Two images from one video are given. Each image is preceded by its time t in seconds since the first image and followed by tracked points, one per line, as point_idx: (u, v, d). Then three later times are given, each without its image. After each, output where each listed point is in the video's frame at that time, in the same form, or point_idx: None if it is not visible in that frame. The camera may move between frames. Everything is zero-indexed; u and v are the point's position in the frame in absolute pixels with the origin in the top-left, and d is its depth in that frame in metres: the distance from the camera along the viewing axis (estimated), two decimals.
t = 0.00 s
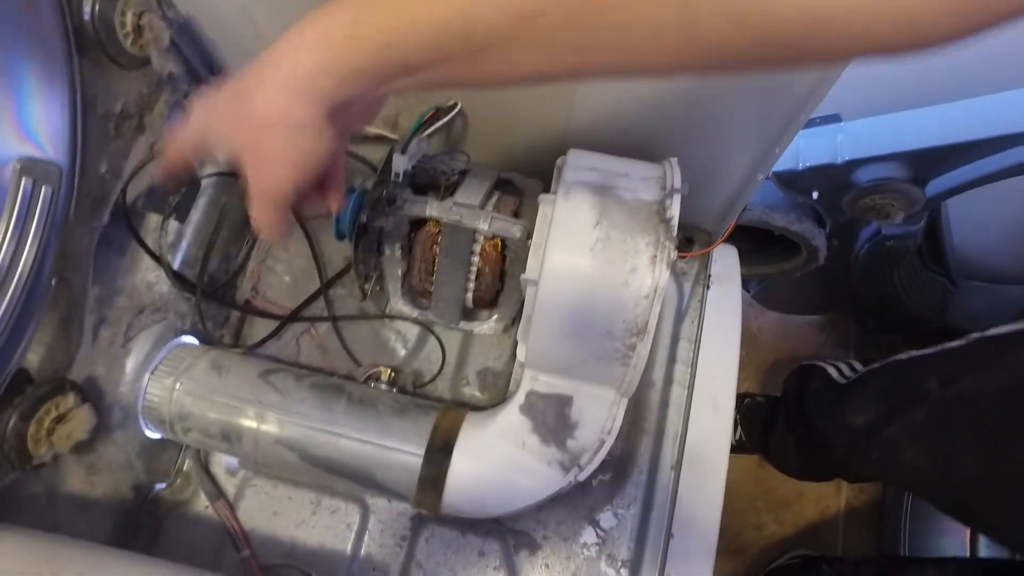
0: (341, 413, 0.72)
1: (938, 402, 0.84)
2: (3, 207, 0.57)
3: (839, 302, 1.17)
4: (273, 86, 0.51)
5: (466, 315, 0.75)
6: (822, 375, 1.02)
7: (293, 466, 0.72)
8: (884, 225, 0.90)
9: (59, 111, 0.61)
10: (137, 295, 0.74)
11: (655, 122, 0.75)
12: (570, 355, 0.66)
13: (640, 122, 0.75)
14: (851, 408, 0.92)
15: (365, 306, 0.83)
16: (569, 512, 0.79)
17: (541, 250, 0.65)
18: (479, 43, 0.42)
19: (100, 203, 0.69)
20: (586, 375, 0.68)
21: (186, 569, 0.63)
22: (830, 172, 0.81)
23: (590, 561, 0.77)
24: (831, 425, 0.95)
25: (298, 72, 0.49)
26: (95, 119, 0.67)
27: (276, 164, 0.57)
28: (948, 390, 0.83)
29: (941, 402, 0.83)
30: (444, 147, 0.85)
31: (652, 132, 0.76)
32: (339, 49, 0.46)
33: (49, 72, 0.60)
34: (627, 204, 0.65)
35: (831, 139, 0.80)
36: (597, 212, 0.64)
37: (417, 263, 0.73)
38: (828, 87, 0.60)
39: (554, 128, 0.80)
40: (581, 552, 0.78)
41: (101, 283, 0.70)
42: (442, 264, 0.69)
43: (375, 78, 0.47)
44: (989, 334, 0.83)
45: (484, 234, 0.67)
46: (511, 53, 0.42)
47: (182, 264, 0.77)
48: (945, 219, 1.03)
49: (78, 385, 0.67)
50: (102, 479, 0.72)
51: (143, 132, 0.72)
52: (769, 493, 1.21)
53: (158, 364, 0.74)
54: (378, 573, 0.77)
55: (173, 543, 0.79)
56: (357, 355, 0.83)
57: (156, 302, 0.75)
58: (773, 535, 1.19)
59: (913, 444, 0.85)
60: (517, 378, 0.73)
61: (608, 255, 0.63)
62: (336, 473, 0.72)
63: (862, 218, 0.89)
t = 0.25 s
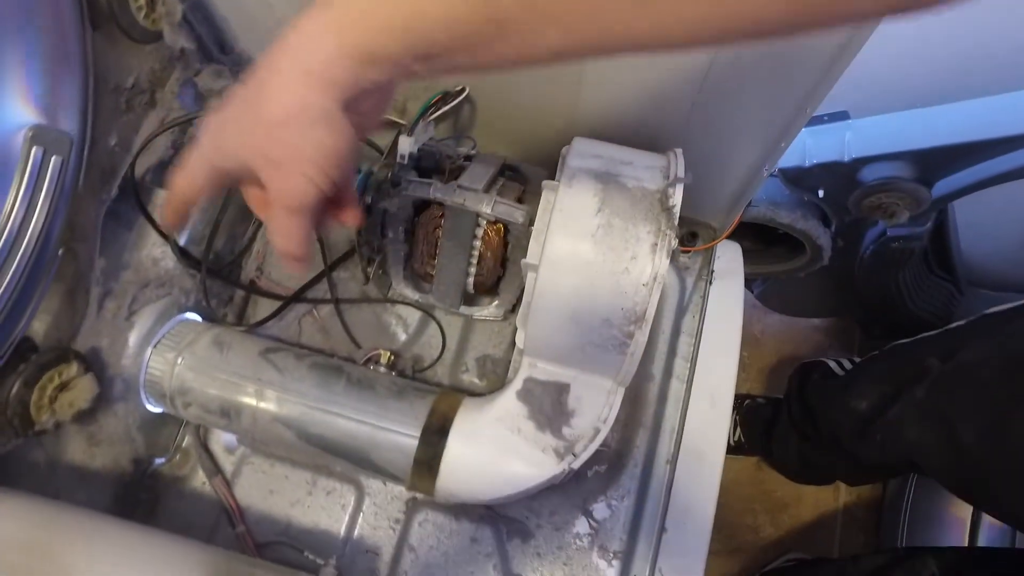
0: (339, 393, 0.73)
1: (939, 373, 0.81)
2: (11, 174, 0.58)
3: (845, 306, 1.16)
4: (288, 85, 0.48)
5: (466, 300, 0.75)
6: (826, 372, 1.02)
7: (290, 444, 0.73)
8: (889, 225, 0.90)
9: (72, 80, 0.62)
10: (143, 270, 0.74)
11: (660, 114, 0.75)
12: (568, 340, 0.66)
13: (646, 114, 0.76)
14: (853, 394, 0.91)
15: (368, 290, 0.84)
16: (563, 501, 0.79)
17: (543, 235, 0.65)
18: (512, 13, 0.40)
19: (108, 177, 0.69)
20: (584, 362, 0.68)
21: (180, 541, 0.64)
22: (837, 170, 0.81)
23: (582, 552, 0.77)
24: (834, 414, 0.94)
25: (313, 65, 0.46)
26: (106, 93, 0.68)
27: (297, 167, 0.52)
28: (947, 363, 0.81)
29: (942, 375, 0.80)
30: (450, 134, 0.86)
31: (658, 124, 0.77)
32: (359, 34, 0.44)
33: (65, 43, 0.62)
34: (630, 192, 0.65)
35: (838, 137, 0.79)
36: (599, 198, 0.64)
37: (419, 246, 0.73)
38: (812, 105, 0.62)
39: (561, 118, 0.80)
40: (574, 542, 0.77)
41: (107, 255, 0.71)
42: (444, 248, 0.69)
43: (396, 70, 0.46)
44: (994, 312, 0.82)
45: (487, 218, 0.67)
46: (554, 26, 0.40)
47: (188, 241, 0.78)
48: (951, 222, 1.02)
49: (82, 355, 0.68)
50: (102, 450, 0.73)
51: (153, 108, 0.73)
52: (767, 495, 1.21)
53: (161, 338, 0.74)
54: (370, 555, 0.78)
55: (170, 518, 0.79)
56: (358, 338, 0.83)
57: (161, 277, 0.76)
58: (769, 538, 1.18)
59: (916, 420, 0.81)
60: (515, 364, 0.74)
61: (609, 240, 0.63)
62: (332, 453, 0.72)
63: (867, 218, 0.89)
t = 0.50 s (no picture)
0: (346, 384, 0.73)
1: (937, 377, 0.81)
2: (36, 158, 0.59)
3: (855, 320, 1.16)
4: (407, 92, 0.46)
5: (476, 299, 0.76)
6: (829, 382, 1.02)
7: (296, 433, 0.74)
8: (900, 241, 0.90)
9: (99, 67, 0.62)
10: (159, 255, 0.76)
11: (675, 122, 0.76)
12: (575, 341, 0.67)
13: (662, 121, 0.76)
14: (854, 397, 0.91)
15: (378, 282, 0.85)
16: (563, 503, 0.79)
17: (554, 237, 0.66)
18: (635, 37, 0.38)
19: (130, 163, 0.70)
20: (589, 364, 0.69)
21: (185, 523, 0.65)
22: (849, 184, 0.81)
23: (580, 553, 0.77)
24: (832, 418, 0.93)
25: (432, 77, 0.44)
26: (133, 80, 0.69)
27: (409, 165, 0.51)
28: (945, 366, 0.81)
29: (941, 378, 0.80)
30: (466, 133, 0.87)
31: (673, 131, 0.77)
32: (485, 53, 0.42)
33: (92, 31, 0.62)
34: (642, 198, 0.66)
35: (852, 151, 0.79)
36: (610, 202, 0.65)
37: (431, 243, 0.74)
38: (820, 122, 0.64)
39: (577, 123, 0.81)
40: (573, 543, 0.78)
41: (126, 239, 0.72)
42: (456, 245, 0.70)
43: (518, 81, 0.44)
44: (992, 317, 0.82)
45: (499, 218, 0.68)
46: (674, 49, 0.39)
47: (204, 228, 0.80)
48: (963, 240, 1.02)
49: (97, 335, 0.69)
50: (112, 430, 0.74)
51: (176, 97, 0.74)
52: (767, 507, 1.20)
53: (174, 323, 0.75)
54: (370, 546, 0.79)
55: (175, 501, 0.80)
56: (366, 331, 0.84)
57: (176, 263, 0.77)
58: (767, 549, 1.18)
59: (915, 423, 0.81)
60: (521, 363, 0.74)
61: (618, 244, 0.64)
62: (337, 444, 0.73)
63: (878, 234, 0.89)
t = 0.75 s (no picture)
0: (368, 378, 0.74)
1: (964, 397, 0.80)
2: (79, 140, 0.60)
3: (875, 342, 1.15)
4: (464, 30, 0.49)
5: (501, 300, 0.76)
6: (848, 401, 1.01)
7: (315, 424, 0.74)
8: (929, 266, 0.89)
9: (143, 52, 0.63)
10: (189, 240, 0.76)
11: (711, 135, 0.75)
12: (599, 348, 0.67)
13: (697, 132, 0.75)
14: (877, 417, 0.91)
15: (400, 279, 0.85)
16: (576, 508, 0.79)
17: (584, 242, 0.66)
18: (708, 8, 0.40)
19: (167, 147, 0.71)
20: (613, 372, 0.68)
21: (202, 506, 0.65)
22: (879, 205, 0.81)
23: (590, 560, 0.77)
24: (854, 436, 0.93)
25: (494, 18, 0.48)
26: (175, 65, 0.69)
27: (445, 102, 0.55)
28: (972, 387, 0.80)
29: (967, 398, 0.79)
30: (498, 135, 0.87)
31: (708, 142, 0.76)
32: (550, 1, 0.47)
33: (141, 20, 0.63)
34: (674, 208, 0.65)
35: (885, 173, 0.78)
36: (643, 211, 0.65)
37: (460, 242, 0.74)
38: (881, 119, 0.62)
39: (611, 130, 0.80)
40: (584, 549, 0.78)
41: (158, 223, 0.72)
42: (485, 245, 0.70)
43: (575, 32, 0.50)
44: None
45: (529, 221, 0.68)
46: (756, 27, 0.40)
47: (234, 215, 0.81)
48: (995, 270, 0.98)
49: (126, 316, 0.70)
50: (134, 410, 0.74)
51: (214, 84, 0.74)
52: (776, 523, 1.20)
53: (201, 308, 0.77)
54: (381, 540, 0.79)
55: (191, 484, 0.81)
56: (388, 326, 0.85)
57: (205, 249, 0.78)
58: (773, 566, 1.18)
59: (940, 442, 0.80)
60: (542, 367, 0.74)
61: (648, 253, 0.63)
62: (355, 436, 0.74)
63: (908, 257, 0.88)
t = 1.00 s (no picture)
0: (384, 373, 0.73)
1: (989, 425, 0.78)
2: (114, 117, 0.60)
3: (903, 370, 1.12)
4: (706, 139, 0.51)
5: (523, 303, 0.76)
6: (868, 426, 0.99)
7: (328, 416, 0.74)
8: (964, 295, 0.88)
9: (185, 31, 0.62)
10: (215, 224, 0.75)
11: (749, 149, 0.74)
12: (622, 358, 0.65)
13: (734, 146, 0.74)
14: (897, 441, 0.88)
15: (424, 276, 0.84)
16: (585, 520, 0.78)
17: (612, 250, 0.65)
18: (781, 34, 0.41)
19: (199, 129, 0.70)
20: (634, 385, 0.67)
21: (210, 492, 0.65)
22: (916, 230, 0.79)
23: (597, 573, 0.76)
24: (872, 459, 0.91)
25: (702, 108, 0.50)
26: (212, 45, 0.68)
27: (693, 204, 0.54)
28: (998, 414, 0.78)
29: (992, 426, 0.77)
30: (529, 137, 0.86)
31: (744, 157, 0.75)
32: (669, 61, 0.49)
33: None
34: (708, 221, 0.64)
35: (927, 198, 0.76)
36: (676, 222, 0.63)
37: (486, 242, 0.73)
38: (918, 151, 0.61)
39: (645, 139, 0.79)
40: (591, 562, 0.76)
41: (184, 204, 0.71)
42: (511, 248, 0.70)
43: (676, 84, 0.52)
44: None
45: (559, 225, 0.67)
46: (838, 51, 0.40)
47: (260, 201, 0.80)
48: None
49: (147, 295, 0.69)
50: (149, 391, 0.74)
51: (250, 69, 0.73)
52: (783, 548, 1.18)
53: (221, 292, 0.77)
54: (386, 538, 0.78)
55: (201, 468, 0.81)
56: (407, 323, 0.84)
57: (230, 233, 0.77)
58: None
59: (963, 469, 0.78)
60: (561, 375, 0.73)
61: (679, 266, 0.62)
62: (368, 432, 0.73)
63: (942, 285, 0.87)
